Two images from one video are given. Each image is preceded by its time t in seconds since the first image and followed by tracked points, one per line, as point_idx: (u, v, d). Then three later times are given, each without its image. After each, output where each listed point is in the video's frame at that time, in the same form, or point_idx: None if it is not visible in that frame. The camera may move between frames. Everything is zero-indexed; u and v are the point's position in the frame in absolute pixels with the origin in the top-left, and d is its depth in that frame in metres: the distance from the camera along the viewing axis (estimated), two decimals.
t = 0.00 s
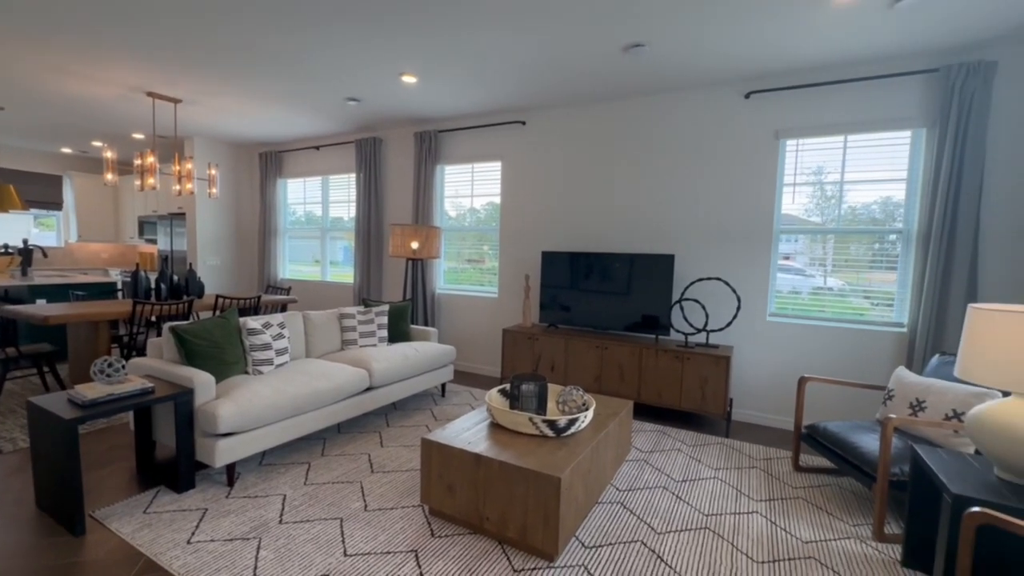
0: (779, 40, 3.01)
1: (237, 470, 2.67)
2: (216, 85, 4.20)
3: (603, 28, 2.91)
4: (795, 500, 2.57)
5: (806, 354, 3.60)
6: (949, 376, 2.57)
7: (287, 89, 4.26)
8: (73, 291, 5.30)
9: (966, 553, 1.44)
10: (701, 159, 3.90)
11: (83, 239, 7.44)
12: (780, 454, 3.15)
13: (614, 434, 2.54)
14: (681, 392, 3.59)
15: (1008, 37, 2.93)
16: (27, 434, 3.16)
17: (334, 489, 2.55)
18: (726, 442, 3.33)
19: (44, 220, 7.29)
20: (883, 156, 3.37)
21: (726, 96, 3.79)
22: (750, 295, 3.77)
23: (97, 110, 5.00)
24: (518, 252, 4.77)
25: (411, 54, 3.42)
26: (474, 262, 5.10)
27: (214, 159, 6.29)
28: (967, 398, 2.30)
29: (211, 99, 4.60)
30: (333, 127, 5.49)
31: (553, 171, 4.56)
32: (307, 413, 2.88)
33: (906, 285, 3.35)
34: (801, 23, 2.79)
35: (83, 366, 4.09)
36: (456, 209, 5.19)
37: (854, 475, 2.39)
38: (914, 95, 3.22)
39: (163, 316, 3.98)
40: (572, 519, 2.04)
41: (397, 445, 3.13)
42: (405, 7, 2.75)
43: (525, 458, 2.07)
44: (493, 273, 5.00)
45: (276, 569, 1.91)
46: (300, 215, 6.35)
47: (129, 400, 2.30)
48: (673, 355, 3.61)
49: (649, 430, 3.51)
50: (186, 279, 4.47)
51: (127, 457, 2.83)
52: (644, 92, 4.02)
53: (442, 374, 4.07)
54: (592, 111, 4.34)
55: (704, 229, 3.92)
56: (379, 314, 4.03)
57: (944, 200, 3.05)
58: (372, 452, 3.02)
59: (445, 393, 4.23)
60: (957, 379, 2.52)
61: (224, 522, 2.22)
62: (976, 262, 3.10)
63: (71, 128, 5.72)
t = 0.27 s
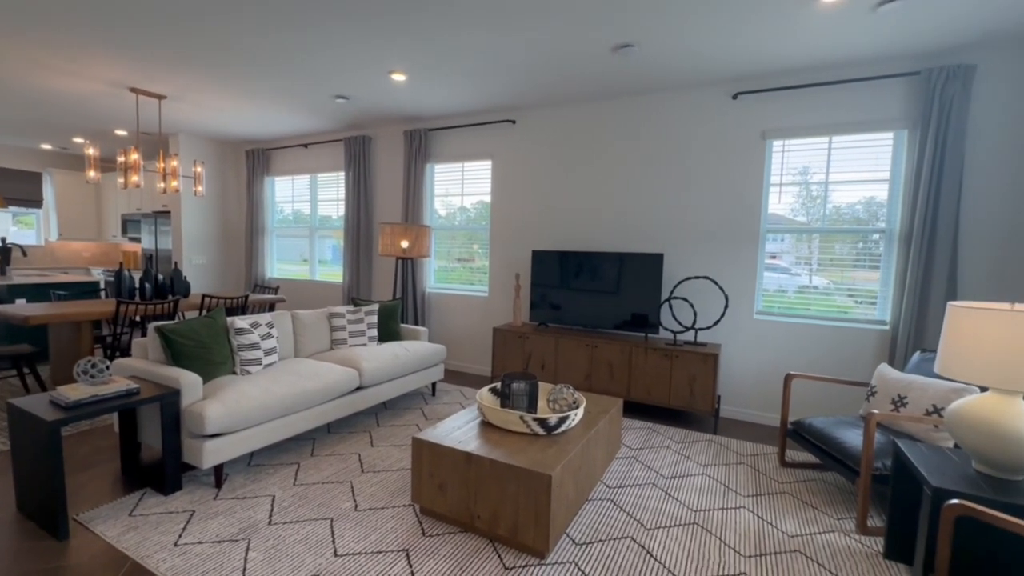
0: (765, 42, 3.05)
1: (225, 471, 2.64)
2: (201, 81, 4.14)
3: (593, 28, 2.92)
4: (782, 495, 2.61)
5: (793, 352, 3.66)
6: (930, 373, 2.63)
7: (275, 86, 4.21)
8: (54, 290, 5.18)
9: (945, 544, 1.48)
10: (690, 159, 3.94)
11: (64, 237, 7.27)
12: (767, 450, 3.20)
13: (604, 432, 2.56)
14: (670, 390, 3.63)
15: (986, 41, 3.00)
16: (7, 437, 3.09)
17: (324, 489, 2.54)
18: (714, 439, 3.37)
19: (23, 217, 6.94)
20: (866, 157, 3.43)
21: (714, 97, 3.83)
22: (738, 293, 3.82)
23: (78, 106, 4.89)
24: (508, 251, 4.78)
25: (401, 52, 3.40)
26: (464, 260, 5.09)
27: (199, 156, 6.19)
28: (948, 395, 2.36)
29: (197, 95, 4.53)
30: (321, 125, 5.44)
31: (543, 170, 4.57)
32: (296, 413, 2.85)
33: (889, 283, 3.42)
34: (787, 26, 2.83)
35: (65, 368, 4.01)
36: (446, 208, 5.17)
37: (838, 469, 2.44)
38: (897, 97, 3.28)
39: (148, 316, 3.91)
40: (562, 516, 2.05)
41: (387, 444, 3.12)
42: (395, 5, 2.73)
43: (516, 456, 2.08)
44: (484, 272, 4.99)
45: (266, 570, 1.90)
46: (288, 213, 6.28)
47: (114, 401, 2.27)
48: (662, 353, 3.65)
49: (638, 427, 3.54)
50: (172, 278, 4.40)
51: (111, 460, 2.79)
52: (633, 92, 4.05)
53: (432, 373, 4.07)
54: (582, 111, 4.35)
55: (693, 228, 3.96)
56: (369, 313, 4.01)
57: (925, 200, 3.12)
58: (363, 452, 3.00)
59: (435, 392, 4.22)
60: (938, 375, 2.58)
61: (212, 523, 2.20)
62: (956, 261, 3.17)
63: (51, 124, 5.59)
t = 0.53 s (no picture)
0: (750, 44, 3.09)
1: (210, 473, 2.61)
2: (184, 77, 4.07)
3: (581, 29, 2.94)
4: (766, 490, 2.66)
5: (777, 350, 3.72)
6: (909, 370, 2.70)
7: (260, 83, 4.16)
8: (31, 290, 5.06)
9: (922, 536, 1.52)
10: (676, 159, 3.98)
11: (41, 236, 7.09)
12: (752, 447, 3.25)
13: (592, 430, 2.58)
14: (657, 388, 3.67)
15: (963, 46, 3.08)
16: None
17: (311, 490, 2.52)
18: (700, 436, 3.42)
19: None
20: (848, 158, 3.50)
21: (700, 98, 3.87)
22: (723, 292, 3.88)
23: (56, 101, 4.77)
24: (497, 250, 4.78)
25: (388, 50, 3.38)
26: (453, 260, 5.08)
27: (182, 153, 6.09)
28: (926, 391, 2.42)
29: (180, 91, 4.45)
30: (308, 123, 5.38)
31: (531, 170, 4.58)
32: (282, 414, 2.83)
33: (869, 282, 3.49)
34: (772, 29, 2.87)
35: (43, 369, 3.92)
36: (434, 207, 5.16)
37: (820, 465, 2.49)
38: (877, 100, 3.35)
39: (130, 317, 3.84)
40: (550, 514, 2.06)
41: (375, 445, 3.10)
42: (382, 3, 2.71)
43: (504, 455, 2.08)
44: (472, 271, 4.99)
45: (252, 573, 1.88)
46: (273, 212, 6.21)
47: (94, 403, 2.23)
48: (649, 351, 3.68)
49: (626, 425, 3.57)
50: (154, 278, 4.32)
51: (92, 463, 2.73)
52: (621, 93, 4.08)
53: (421, 373, 4.06)
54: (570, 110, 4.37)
55: (680, 228, 4.00)
56: (356, 313, 3.99)
57: (905, 200, 3.20)
58: (351, 453, 2.98)
59: (424, 392, 4.21)
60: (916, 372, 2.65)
61: (197, 526, 2.17)
62: (934, 260, 3.25)
63: (27, 120, 5.45)
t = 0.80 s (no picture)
0: (734, 46, 3.13)
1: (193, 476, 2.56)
2: (165, 72, 3.98)
3: (568, 28, 2.95)
4: (749, 485, 2.71)
5: (760, 347, 3.78)
6: (887, 365, 2.76)
7: (243, 79, 4.09)
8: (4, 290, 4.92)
9: (898, 526, 1.56)
10: (662, 159, 4.02)
11: (16, 235, 6.89)
12: (736, 442, 3.30)
13: (579, 427, 2.59)
14: (643, 385, 3.70)
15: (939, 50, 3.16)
16: None
17: (297, 490, 2.50)
18: (685, 432, 3.46)
19: None
20: (829, 158, 3.57)
21: (685, 99, 3.91)
22: (708, 290, 3.93)
23: (30, 96, 4.65)
24: (485, 249, 4.78)
25: (374, 47, 3.35)
26: (440, 258, 5.07)
27: (163, 150, 5.97)
28: (903, 387, 2.48)
29: (160, 86, 4.36)
30: (292, 120, 5.32)
31: (519, 168, 4.59)
32: (267, 414, 2.79)
33: (849, 280, 3.57)
34: (756, 30, 2.90)
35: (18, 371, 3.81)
36: (422, 206, 5.13)
37: (802, 459, 2.54)
38: (857, 102, 3.42)
39: (109, 317, 3.75)
40: (538, 511, 2.08)
41: (362, 444, 3.08)
42: None
43: (492, 452, 2.09)
44: (460, 270, 4.98)
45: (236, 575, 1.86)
46: (258, 210, 6.12)
47: (73, 404, 2.18)
48: (636, 349, 3.72)
49: (613, 422, 3.60)
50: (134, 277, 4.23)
51: (69, 466, 2.67)
52: (608, 92, 4.10)
53: (409, 372, 4.04)
54: (557, 109, 4.38)
55: (665, 226, 4.04)
56: (343, 311, 3.95)
57: (883, 200, 3.28)
58: (337, 452, 2.96)
59: (411, 391, 4.19)
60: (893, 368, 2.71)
61: (179, 529, 2.14)
62: (911, 260, 3.34)
63: None
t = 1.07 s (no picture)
0: (718, 47, 3.17)
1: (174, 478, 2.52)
2: (143, 66, 3.90)
3: (554, 28, 2.96)
4: (732, 479, 2.76)
5: (743, 344, 3.85)
6: (864, 361, 2.83)
7: (225, 74, 4.02)
8: None
9: (873, 516, 1.61)
10: (647, 158, 4.06)
11: None
12: (719, 437, 3.36)
13: (565, 424, 2.61)
14: (629, 382, 3.74)
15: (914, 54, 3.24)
16: None
17: (281, 491, 2.48)
18: (670, 429, 3.51)
19: None
20: (809, 159, 3.65)
21: (670, 99, 3.96)
22: (692, 288, 3.98)
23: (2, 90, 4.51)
24: (472, 248, 4.77)
25: (359, 44, 3.32)
26: (427, 257, 5.05)
27: (142, 146, 5.84)
28: (880, 382, 2.55)
29: (138, 81, 4.26)
30: (276, 116, 5.25)
31: (505, 167, 4.59)
32: (250, 414, 2.76)
33: (829, 278, 3.65)
34: (739, 32, 2.95)
35: None
36: (408, 204, 5.11)
37: (783, 453, 2.60)
38: (837, 103, 3.50)
39: (86, 316, 3.67)
40: (524, 507, 2.09)
41: (347, 444, 3.06)
42: None
43: (478, 450, 2.10)
44: (447, 269, 4.97)
45: None
46: (241, 207, 6.03)
47: (49, 405, 2.13)
48: (622, 346, 3.75)
49: (599, 419, 3.63)
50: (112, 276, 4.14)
51: (46, 470, 2.61)
52: (594, 92, 4.12)
53: (395, 371, 4.02)
54: (543, 108, 4.40)
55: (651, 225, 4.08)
56: (328, 310, 3.92)
57: (861, 199, 3.36)
58: (323, 452, 2.94)
59: (398, 390, 4.18)
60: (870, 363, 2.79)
61: (161, 531, 2.11)
62: (887, 258, 3.42)
63: None
